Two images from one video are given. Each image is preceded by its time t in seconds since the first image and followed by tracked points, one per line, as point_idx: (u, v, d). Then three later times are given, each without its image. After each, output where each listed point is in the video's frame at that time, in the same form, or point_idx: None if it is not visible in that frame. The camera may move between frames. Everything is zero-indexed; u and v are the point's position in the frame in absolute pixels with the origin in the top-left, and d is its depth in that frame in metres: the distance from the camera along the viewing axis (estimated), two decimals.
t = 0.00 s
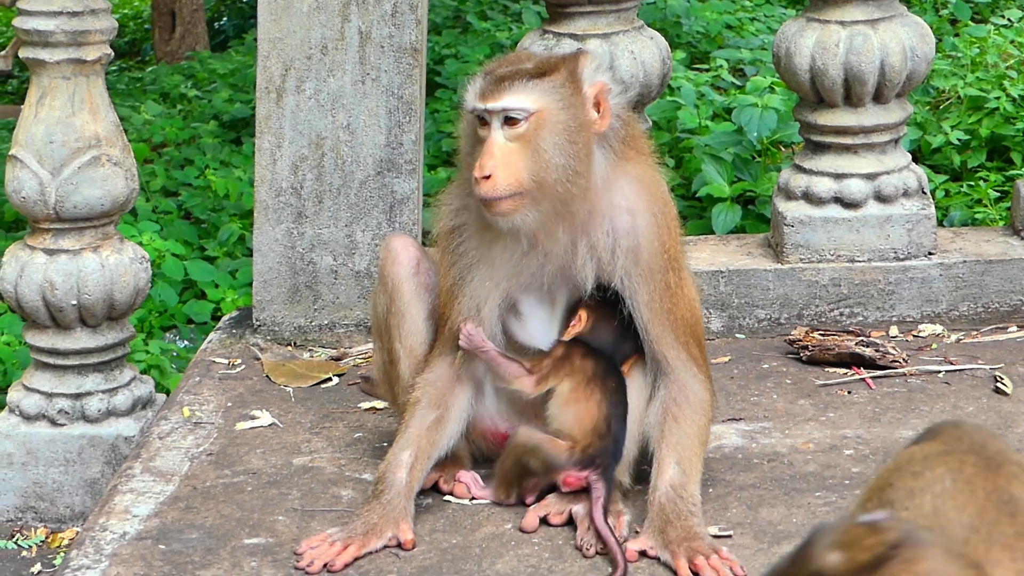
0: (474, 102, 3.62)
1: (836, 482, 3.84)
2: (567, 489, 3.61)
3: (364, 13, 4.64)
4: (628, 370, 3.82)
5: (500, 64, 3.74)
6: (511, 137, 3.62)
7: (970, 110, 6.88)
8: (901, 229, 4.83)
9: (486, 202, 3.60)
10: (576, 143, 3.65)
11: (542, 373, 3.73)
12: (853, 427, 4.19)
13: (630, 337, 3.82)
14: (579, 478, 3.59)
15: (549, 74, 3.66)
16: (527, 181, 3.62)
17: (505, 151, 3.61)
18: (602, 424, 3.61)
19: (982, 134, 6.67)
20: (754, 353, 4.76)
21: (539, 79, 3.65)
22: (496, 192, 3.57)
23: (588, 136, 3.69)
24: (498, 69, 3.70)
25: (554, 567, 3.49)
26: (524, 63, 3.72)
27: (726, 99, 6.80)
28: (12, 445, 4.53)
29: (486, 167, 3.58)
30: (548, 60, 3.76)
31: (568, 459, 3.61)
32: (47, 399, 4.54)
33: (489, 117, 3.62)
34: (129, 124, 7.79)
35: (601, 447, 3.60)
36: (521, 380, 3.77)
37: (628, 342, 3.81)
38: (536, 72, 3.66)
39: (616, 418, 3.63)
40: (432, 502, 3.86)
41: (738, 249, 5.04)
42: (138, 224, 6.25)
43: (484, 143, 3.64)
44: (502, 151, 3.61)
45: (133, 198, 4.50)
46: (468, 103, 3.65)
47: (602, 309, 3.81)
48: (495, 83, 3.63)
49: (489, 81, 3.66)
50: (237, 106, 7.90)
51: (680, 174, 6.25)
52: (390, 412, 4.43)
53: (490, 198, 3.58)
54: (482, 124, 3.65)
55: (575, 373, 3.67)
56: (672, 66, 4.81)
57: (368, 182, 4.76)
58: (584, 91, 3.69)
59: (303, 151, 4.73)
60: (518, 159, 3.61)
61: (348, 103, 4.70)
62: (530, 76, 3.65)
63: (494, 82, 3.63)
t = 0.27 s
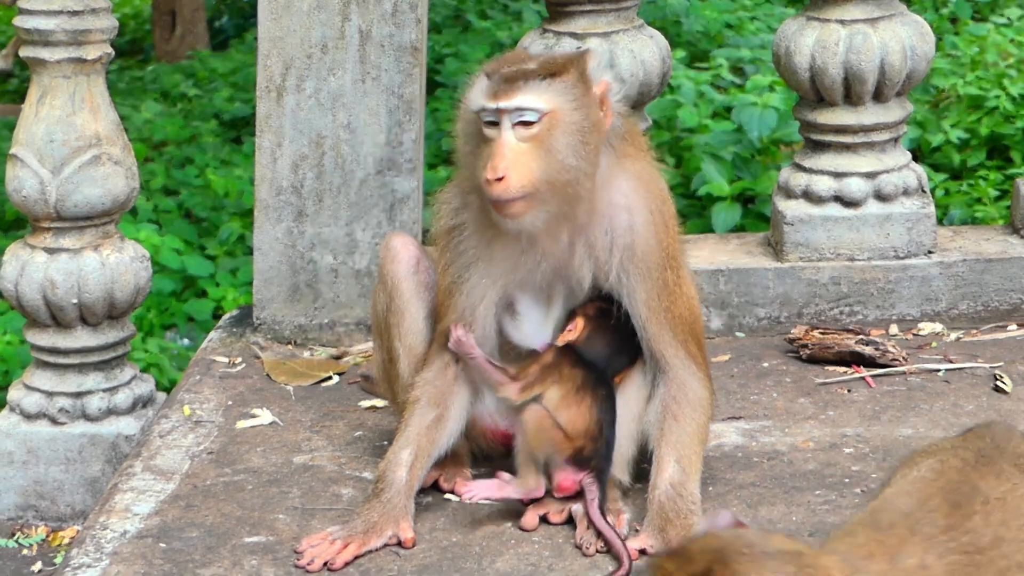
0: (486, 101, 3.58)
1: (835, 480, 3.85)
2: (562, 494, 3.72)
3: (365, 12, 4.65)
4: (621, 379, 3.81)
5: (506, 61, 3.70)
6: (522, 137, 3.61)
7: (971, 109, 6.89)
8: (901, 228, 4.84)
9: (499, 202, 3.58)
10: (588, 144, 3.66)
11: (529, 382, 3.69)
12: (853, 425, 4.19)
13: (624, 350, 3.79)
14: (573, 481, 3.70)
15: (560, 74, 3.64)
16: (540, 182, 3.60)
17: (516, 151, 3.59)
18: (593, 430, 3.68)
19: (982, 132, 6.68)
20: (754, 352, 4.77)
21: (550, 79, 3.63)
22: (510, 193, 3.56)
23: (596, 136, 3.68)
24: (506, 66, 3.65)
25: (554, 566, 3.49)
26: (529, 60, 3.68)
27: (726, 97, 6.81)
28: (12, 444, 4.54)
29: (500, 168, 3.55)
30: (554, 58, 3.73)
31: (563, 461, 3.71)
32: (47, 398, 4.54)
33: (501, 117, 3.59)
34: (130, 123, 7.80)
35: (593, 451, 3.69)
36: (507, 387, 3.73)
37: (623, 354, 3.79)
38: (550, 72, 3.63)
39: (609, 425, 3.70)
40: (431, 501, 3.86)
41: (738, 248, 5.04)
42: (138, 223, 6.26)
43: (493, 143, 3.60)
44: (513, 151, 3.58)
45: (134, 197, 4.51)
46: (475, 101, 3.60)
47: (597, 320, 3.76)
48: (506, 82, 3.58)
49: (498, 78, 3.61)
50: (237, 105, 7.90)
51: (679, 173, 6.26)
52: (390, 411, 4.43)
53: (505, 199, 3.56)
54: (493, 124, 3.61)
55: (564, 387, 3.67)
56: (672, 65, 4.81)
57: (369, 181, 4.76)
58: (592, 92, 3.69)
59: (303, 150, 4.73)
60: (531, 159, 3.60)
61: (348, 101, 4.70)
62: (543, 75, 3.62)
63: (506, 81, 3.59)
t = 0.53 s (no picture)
0: (506, 100, 3.59)
1: (836, 479, 3.84)
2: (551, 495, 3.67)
3: (365, 11, 4.64)
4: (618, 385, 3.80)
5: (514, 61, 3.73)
6: (542, 135, 3.65)
7: (971, 107, 6.88)
8: (902, 226, 4.83)
9: (518, 202, 3.59)
10: (606, 140, 3.70)
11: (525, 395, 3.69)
12: (853, 424, 4.19)
13: (620, 352, 3.78)
14: (557, 483, 3.64)
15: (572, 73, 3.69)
16: (559, 180, 3.64)
17: (537, 150, 3.62)
18: (576, 428, 3.63)
19: (983, 131, 6.68)
20: (755, 351, 4.77)
21: (568, 78, 3.68)
22: (533, 191, 3.58)
23: (607, 134, 3.71)
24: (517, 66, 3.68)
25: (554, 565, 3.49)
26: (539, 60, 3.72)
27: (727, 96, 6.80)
28: (12, 443, 4.53)
29: (523, 167, 3.57)
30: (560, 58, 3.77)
31: (547, 461, 3.63)
32: (47, 397, 4.54)
33: (520, 115, 3.62)
34: (130, 121, 7.79)
35: (574, 450, 3.61)
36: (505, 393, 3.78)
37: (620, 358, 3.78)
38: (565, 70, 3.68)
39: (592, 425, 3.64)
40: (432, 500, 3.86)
41: (738, 247, 5.03)
42: (139, 222, 6.25)
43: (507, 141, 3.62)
44: (531, 149, 3.61)
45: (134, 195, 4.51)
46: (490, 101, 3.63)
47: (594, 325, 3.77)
48: (524, 80, 3.61)
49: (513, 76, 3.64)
50: (237, 104, 7.90)
51: (680, 172, 6.26)
52: (390, 410, 4.43)
53: (526, 198, 3.57)
54: (510, 122, 3.64)
55: (551, 391, 3.65)
56: (672, 64, 4.81)
57: (369, 179, 4.76)
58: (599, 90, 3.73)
59: (304, 149, 4.73)
60: (551, 157, 3.64)
61: (348, 100, 4.70)
62: (557, 73, 3.66)
63: (525, 80, 3.61)
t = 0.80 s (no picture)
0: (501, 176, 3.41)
1: (836, 478, 3.84)
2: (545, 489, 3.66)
3: (365, 10, 4.64)
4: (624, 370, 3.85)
5: (496, 101, 3.46)
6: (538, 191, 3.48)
7: (971, 106, 6.88)
8: (902, 225, 4.83)
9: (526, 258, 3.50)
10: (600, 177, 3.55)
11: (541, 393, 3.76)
12: (853, 423, 4.19)
13: (625, 338, 3.85)
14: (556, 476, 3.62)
15: (562, 109, 3.45)
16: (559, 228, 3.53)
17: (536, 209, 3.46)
18: (580, 426, 3.66)
19: (983, 130, 6.68)
20: (755, 349, 4.77)
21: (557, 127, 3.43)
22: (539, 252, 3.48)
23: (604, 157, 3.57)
24: (503, 115, 3.42)
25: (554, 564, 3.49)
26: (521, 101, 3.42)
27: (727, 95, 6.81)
28: (12, 442, 4.54)
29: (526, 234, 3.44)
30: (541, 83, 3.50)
31: (550, 457, 3.64)
32: (48, 396, 4.54)
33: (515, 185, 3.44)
34: (130, 120, 7.79)
35: (580, 447, 3.64)
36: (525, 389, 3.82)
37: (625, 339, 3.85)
38: (557, 109, 3.44)
39: (598, 422, 3.68)
40: (432, 499, 3.86)
41: (738, 246, 5.03)
42: (140, 221, 6.25)
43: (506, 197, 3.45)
44: (536, 207, 3.45)
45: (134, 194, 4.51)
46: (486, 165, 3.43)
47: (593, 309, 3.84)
48: (516, 155, 3.38)
49: (504, 134, 3.40)
50: (237, 103, 7.90)
51: (680, 170, 6.26)
52: (390, 409, 4.43)
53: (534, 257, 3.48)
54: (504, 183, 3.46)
55: (560, 387, 3.70)
56: (672, 62, 4.81)
57: (368, 178, 4.76)
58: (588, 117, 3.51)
59: (304, 148, 4.73)
60: (551, 212, 3.49)
61: (348, 99, 4.70)
62: (550, 121, 3.42)
63: (516, 154, 3.38)
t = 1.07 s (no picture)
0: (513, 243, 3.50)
1: (836, 477, 3.84)
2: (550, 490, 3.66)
3: (365, 9, 4.64)
4: (622, 355, 3.82)
5: (500, 167, 3.54)
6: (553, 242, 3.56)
7: (971, 105, 6.89)
8: (902, 225, 4.83)
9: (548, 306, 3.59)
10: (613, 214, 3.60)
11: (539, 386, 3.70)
12: (853, 422, 4.19)
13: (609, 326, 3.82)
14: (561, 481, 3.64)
15: (564, 164, 3.51)
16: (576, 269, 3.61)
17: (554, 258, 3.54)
18: (571, 420, 3.56)
19: (983, 129, 6.68)
20: (755, 349, 4.77)
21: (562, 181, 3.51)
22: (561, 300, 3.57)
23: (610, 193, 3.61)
24: (509, 183, 3.50)
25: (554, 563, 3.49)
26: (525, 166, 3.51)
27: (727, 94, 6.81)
28: (12, 441, 4.54)
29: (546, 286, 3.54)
30: (540, 137, 3.55)
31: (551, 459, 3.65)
32: (47, 396, 4.54)
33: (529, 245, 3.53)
34: (130, 119, 7.79)
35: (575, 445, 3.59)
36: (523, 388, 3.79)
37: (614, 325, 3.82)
38: (559, 166, 3.51)
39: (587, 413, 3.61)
40: (432, 498, 3.86)
41: (738, 245, 5.03)
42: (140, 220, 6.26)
43: (520, 254, 3.52)
44: (553, 259, 3.53)
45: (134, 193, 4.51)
46: (500, 233, 3.52)
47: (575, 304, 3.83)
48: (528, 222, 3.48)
49: (512, 202, 3.48)
50: (237, 102, 7.90)
51: (680, 170, 6.26)
52: (390, 408, 4.43)
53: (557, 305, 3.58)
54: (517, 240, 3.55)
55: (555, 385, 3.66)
56: (672, 61, 4.81)
57: (368, 178, 4.76)
58: (588, 161, 3.56)
59: (304, 147, 4.73)
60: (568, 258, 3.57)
61: (348, 98, 4.70)
62: (555, 185, 3.50)
63: (526, 220, 3.48)
